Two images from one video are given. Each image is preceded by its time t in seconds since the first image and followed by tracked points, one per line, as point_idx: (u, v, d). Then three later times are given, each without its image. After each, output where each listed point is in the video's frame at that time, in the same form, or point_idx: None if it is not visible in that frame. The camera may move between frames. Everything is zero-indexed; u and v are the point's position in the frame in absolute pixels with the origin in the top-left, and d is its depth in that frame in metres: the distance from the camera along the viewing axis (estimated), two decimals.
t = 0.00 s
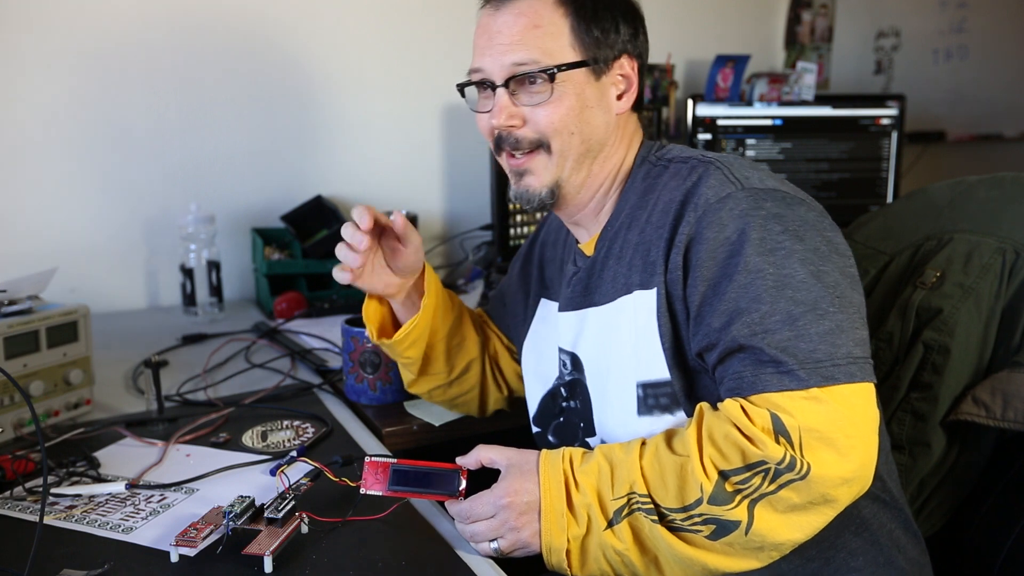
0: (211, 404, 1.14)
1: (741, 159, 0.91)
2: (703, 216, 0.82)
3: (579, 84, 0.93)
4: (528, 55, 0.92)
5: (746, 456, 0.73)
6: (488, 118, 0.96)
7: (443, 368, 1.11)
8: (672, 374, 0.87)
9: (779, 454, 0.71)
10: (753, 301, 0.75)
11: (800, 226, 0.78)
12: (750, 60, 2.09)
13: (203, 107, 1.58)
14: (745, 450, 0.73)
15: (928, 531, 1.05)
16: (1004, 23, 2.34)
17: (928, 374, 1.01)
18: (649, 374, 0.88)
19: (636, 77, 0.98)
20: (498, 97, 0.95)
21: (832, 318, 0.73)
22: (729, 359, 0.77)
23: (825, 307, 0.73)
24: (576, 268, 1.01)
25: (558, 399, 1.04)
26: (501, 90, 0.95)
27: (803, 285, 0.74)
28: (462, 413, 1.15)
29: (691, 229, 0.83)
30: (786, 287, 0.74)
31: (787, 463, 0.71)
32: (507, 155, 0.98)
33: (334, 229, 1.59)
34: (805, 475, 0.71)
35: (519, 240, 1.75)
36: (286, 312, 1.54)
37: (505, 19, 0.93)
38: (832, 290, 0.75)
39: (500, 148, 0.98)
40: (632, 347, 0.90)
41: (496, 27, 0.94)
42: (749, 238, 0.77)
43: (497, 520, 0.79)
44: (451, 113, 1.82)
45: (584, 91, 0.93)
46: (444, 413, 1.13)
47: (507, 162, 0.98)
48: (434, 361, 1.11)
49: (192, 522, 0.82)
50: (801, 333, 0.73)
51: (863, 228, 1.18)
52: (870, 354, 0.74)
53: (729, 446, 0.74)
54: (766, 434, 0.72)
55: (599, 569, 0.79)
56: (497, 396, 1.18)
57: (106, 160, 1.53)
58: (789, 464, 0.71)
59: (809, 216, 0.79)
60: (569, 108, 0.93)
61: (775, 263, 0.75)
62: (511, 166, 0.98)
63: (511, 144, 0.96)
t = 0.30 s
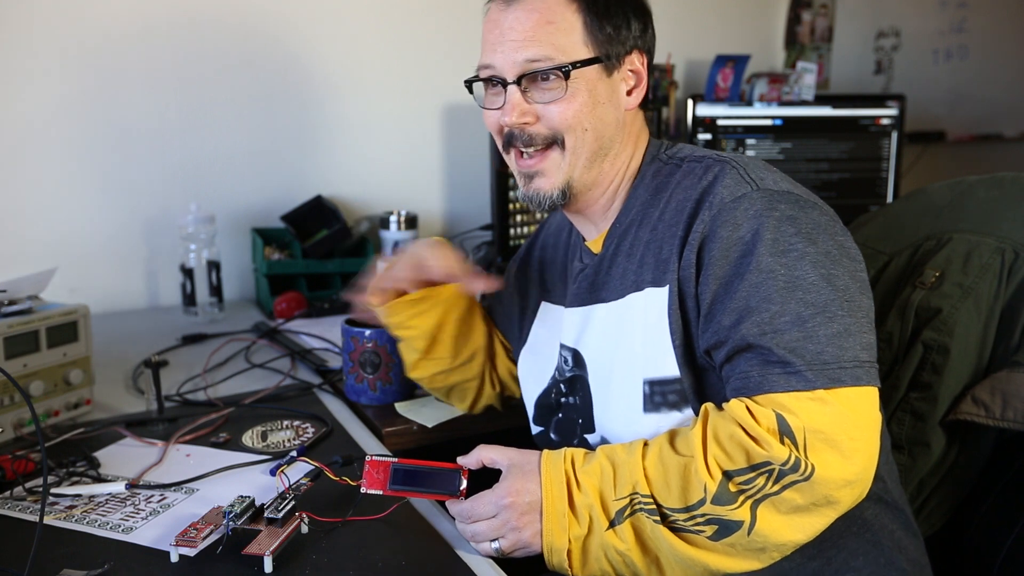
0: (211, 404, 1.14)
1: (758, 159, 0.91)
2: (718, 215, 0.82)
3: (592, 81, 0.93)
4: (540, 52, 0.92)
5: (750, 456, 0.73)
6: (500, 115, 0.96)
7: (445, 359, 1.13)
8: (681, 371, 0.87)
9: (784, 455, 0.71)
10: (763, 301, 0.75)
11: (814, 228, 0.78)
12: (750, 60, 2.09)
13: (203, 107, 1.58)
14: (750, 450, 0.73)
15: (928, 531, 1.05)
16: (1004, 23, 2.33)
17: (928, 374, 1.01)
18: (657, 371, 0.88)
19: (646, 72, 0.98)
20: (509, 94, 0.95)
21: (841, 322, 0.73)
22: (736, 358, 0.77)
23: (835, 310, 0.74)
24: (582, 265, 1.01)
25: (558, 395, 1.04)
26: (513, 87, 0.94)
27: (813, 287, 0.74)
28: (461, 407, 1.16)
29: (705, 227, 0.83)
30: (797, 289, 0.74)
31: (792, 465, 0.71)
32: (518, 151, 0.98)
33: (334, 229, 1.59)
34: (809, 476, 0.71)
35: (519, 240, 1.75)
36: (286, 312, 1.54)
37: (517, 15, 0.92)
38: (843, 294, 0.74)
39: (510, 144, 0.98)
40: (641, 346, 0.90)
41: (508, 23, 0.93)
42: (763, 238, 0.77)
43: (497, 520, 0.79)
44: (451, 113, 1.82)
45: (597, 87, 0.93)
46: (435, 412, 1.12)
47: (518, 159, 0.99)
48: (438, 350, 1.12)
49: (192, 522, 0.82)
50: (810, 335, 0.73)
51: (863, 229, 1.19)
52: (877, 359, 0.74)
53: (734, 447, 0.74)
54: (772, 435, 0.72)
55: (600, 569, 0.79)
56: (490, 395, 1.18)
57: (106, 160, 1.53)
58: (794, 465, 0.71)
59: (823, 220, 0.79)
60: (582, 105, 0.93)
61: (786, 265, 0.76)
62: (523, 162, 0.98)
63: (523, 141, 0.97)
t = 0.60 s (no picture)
0: (211, 404, 1.14)
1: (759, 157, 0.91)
2: (718, 210, 0.82)
3: (587, 85, 0.93)
4: (536, 58, 0.92)
5: (747, 448, 0.73)
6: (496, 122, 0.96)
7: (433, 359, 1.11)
8: (683, 366, 0.87)
9: (780, 446, 0.71)
10: (761, 294, 0.75)
11: (813, 223, 0.78)
12: (750, 60, 2.09)
13: (203, 107, 1.58)
14: (747, 442, 0.73)
15: (927, 531, 1.05)
16: (1004, 23, 2.33)
17: (928, 373, 1.01)
18: (659, 367, 0.88)
19: (639, 76, 0.99)
20: (505, 101, 0.95)
21: (839, 315, 0.73)
22: (735, 352, 0.77)
23: (833, 304, 0.73)
24: (585, 265, 1.01)
25: (562, 394, 1.04)
26: (509, 94, 0.94)
27: (811, 281, 0.74)
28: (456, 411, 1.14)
29: (705, 222, 0.83)
30: (795, 282, 0.75)
31: (788, 456, 0.71)
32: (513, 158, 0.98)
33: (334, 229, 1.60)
34: (806, 468, 0.71)
35: (518, 240, 1.75)
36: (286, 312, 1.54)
37: (512, 23, 0.92)
38: (841, 287, 0.75)
39: (506, 151, 0.98)
40: (643, 343, 0.90)
41: (503, 30, 0.93)
42: (762, 231, 0.77)
43: (497, 519, 0.79)
44: (451, 113, 1.82)
45: (592, 92, 0.94)
46: (435, 412, 1.12)
47: (513, 167, 0.98)
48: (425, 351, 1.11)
49: (192, 522, 0.82)
50: (807, 327, 0.73)
51: (863, 229, 1.19)
52: (875, 353, 0.74)
53: (731, 439, 0.74)
54: (768, 427, 0.72)
55: (599, 567, 0.79)
56: (485, 396, 1.17)
57: (106, 160, 1.53)
58: (790, 457, 0.71)
59: (822, 215, 0.79)
60: (577, 110, 0.93)
61: (785, 258, 0.76)
62: (517, 170, 0.97)
63: (518, 148, 0.96)
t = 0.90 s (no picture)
0: (211, 404, 1.14)
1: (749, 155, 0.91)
2: (708, 209, 0.82)
3: (579, 96, 0.93)
4: (526, 72, 0.92)
5: (744, 444, 0.73)
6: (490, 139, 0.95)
7: (449, 360, 1.11)
8: (680, 366, 0.87)
9: (776, 441, 0.71)
10: (753, 291, 0.75)
11: (803, 219, 0.77)
12: (750, 60, 2.09)
13: (202, 107, 1.58)
14: (743, 438, 0.73)
15: (928, 531, 1.05)
16: (1004, 23, 2.34)
17: (928, 374, 1.01)
18: (655, 368, 0.88)
19: (627, 84, 0.99)
20: (498, 117, 0.94)
21: (832, 309, 0.73)
22: (730, 350, 0.77)
23: (825, 298, 0.73)
24: (583, 270, 1.01)
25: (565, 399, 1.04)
26: (501, 110, 0.94)
27: (803, 276, 0.74)
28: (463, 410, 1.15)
29: (696, 222, 0.83)
30: (786, 278, 0.74)
31: (785, 451, 0.71)
32: (509, 174, 0.97)
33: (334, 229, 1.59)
34: (802, 462, 0.71)
35: (518, 240, 1.75)
36: (286, 312, 1.54)
37: (500, 39, 0.92)
38: (833, 282, 0.74)
39: (502, 166, 0.97)
40: (642, 343, 0.90)
41: (490, 47, 0.93)
42: (752, 230, 0.78)
43: (497, 519, 0.79)
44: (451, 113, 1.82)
45: (583, 103, 0.93)
46: (435, 413, 1.12)
47: (508, 183, 0.98)
48: (441, 353, 1.10)
49: (192, 522, 0.82)
50: (800, 323, 0.72)
51: (863, 229, 1.19)
52: (870, 347, 0.74)
53: (727, 435, 0.74)
54: (764, 422, 0.72)
55: (600, 566, 0.79)
56: (491, 398, 1.17)
57: (106, 160, 1.53)
58: (786, 451, 0.71)
59: (813, 211, 0.79)
60: (571, 122, 0.93)
61: (775, 255, 0.76)
62: (513, 185, 0.97)
63: (514, 164, 0.96)
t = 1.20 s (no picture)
0: (211, 404, 1.14)
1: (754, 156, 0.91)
2: (713, 208, 0.83)
3: (595, 89, 0.94)
4: (546, 70, 0.92)
5: (744, 442, 0.73)
6: (518, 143, 0.94)
7: (451, 360, 1.10)
8: (685, 364, 0.86)
9: (776, 439, 0.70)
10: (756, 289, 0.75)
11: (807, 218, 0.78)
12: (750, 60, 2.09)
13: (202, 107, 1.58)
14: (744, 436, 0.72)
15: (928, 531, 1.05)
16: (1004, 23, 2.34)
17: (928, 374, 1.01)
18: (661, 366, 0.88)
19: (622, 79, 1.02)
20: (523, 120, 0.93)
21: (834, 308, 0.72)
22: (731, 348, 0.77)
23: (827, 297, 0.73)
24: (585, 269, 1.01)
25: (567, 398, 1.04)
26: (525, 112, 0.93)
27: (805, 275, 0.74)
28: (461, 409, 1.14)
29: (702, 221, 0.84)
30: (789, 276, 0.74)
31: (785, 449, 0.70)
32: (536, 178, 0.95)
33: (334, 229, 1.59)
34: (803, 460, 0.70)
35: (519, 240, 1.75)
36: (286, 312, 1.54)
37: (511, 41, 0.92)
38: (836, 281, 0.74)
39: (529, 171, 0.95)
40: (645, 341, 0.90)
41: (502, 50, 0.92)
42: (756, 228, 0.78)
43: (497, 519, 0.79)
44: (451, 113, 1.82)
45: (599, 96, 0.95)
46: (435, 412, 1.12)
47: (539, 187, 0.95)
48: (444, 352, 1.09)
49: (192, 522, 0.82)
50: (801, 321, 0.72)
51: (863, 229, 1.19)
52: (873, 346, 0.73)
53: (728, 433, 0.74)
54: (765, 420, 0.72)
55: (601, 565, 0.79)
56: (492, 398, 1.17)
57: (106, 160, 1.53)
58: (786, 449, 0.70)
59: (817, 210, 0.79)
60: (594, 114, 0.94)
61: (779, 253, 0.76)
62: (545, 189, 0.94)
63: (544, 165, 0.94)
